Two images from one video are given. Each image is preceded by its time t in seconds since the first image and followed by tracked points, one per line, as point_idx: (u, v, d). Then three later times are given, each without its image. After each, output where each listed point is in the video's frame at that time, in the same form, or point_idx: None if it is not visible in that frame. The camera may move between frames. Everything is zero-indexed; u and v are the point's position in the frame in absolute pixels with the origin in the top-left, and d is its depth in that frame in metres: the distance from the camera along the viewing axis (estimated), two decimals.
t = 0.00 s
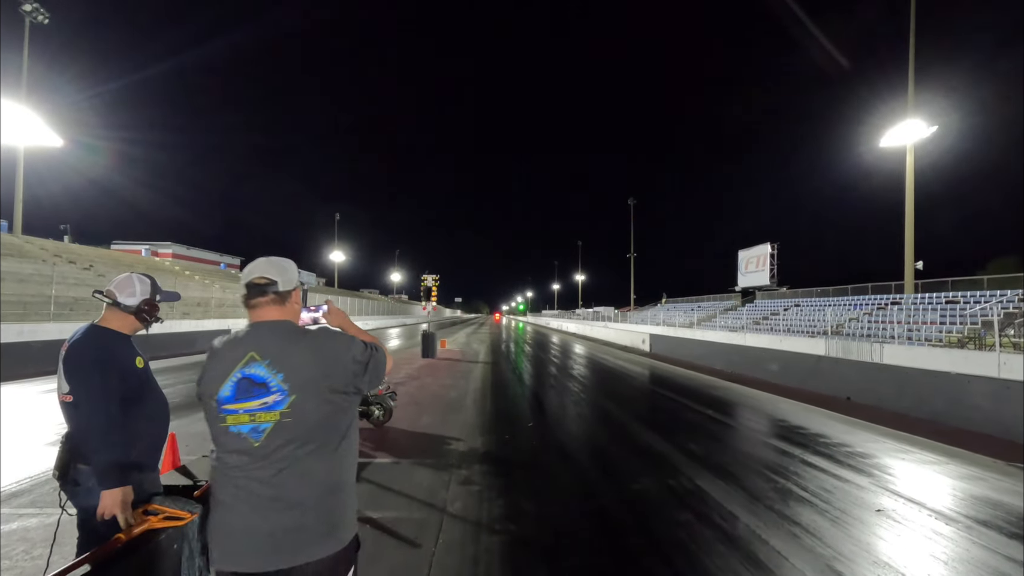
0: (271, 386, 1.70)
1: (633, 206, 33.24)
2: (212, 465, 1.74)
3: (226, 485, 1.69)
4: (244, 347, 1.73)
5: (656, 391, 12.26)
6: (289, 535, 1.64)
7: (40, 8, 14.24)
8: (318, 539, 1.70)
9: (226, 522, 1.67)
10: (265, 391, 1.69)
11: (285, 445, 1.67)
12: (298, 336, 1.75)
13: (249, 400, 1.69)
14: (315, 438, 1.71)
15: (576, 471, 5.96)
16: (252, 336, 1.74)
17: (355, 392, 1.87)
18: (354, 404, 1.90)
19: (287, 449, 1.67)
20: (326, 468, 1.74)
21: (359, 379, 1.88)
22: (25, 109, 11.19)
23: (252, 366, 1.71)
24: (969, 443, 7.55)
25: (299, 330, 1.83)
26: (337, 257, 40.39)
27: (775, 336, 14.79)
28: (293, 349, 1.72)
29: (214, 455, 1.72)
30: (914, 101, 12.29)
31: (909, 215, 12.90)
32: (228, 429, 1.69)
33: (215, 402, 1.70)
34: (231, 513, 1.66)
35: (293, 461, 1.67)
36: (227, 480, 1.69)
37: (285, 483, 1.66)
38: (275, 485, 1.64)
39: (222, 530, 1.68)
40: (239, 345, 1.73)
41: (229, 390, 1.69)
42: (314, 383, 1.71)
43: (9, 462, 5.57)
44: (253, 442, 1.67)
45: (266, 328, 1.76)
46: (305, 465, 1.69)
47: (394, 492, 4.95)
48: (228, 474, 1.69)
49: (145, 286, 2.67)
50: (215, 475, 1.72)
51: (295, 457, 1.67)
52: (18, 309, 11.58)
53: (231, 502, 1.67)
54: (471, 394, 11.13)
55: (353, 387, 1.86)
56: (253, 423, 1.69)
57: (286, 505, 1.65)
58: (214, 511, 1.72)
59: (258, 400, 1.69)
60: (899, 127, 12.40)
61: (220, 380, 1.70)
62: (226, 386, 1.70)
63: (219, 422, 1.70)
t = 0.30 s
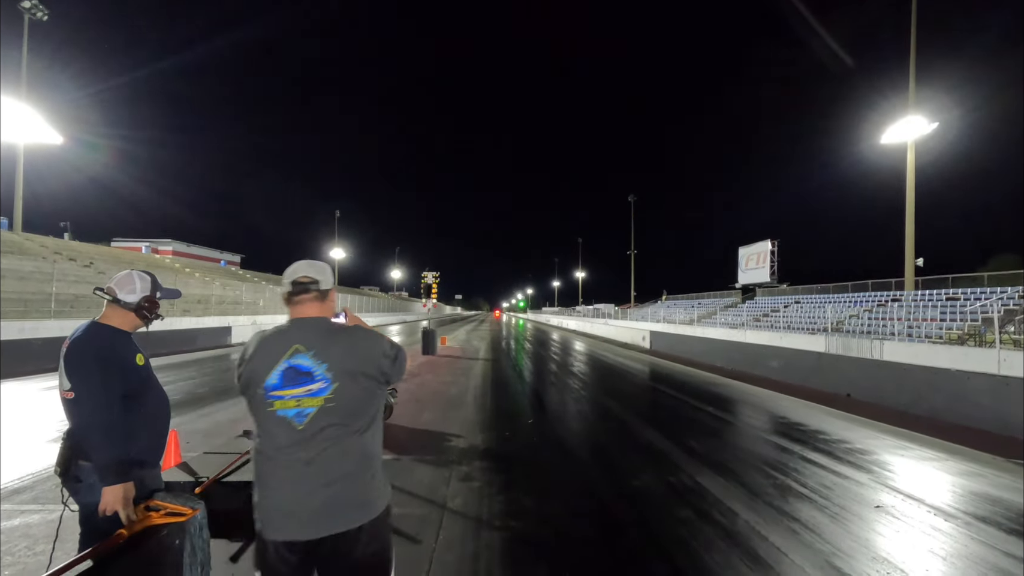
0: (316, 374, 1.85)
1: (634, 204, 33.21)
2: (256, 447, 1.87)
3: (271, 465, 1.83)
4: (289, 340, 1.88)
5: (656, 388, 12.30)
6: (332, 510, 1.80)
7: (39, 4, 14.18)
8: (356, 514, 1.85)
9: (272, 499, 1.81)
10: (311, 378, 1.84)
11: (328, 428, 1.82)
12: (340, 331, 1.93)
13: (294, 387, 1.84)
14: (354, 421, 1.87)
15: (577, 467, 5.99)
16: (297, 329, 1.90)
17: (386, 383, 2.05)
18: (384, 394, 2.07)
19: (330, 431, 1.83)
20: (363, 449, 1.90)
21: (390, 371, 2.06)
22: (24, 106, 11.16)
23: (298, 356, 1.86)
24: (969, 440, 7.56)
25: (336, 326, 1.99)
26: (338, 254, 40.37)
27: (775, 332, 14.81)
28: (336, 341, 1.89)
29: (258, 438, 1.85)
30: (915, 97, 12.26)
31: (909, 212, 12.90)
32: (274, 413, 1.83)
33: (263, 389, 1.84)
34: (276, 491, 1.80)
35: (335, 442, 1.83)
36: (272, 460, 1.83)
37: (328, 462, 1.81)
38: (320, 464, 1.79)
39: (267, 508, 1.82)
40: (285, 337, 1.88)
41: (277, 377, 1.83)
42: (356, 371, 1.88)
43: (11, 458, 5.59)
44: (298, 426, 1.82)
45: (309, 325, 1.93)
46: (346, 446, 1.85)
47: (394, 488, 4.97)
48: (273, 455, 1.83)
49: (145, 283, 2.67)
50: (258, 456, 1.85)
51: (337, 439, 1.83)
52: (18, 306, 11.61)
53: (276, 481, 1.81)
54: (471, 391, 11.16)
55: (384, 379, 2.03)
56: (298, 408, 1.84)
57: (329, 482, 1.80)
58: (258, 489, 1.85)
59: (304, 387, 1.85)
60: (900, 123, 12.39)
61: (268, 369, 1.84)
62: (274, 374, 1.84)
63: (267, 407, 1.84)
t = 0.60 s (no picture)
0: (332, 361, 2.13)
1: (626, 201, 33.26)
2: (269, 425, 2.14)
3: (285, 441, 2.09)
4: (307, 330, 2.15)
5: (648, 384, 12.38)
6: (341, 479, 2.11)
7: None
8: (360, 484, 2.18)
9: (282, 470, 2.09)
10: (328, 363, 2.13)
11: (341, 409, 2.13)
12: (352, 325, 2.23)
13: (313, 370, 2.11)
14: (363, 403, 2.18)
15: (569, 463, 6.02)
16: (313, 322, 2.18)
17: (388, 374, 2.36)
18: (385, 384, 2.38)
19: (343, 411, 2.14)
20: (369, 429, 2.22)
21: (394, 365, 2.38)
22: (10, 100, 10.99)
23: (317, 344, 2.14)
24: (955, 434, 7.67)
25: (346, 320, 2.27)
26: (330, 251, 40.15)
27: (766, 328, 14.93)
28: (350, 333, 2.20)
29: (274, 415, 2.12)
30: (904, 95, 12.36)
31: (898, 208, 13.01)
32: (290, 396, 2.10)
33: (283, 373, 2.10)
34: (288, 464, 2.08)
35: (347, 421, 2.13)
36: (285, 438, 2.09)
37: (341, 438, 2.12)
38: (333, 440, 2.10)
39: (281, 479, 2.09)
40: (303, 328, 2.15)
41: (297, 362, 2.10)
42: (366, 360, 2.19)
43: None
44: (314, 406, 2.11)
45: (325, 318, 2.21)
46: (355, 425, 2.16)
47: (385, 484, 4.99)
48: (285, 432, 2.09)
49: (122, 276, 2.62)
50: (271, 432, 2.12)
51: (349, 418, 2.14)
52: (5, 303, 11.46)
53: (291, 456, 2.08)
54: (464, 387, 11.18)
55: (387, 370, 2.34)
56: (315, 390, 2.12)
57: (337, 457, 2.11)
58: (271, 462, 2.11)
59: (321, 371, 2.12)
60: (889, 121, 12.49)
61: (288, 355, 2.10)
62: (294, 359, 2.10)
63: (285, 389, 2.10)
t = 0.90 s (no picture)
0: (291, 352, 2.17)
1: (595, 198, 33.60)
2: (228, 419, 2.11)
3: (246, 434, 2.08)
4: (263, 323, 2.16)
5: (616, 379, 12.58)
6: (303, 463, 2.16)
7: None
8: (317, 467, 2.23)
9: (244, 463, 2.07)
10: (288, 353, 2.16)
11: (302, 396, 2.18)
12: (305, 317, 2.27)
13: (273, 362, 2.13)
14: (319, 391, 2.25)
15: (536, 457, 6.08)
16: (267, 315, 2.18)
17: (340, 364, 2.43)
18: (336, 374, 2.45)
19: (303, 398, 2.18)
20: (324, 417, 2.28)
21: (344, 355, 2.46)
22: None
23: (276, 336, 2.15)
24: (904, 423, 8.03)
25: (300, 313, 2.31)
26: (296, 246, 39.31)
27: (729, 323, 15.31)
28: (304, 326, 2.25)
29: (232, 409, 2.09)
30: (861, 98, 12.81)
31: (855, 207, 13.51)
32: (253, 387, 2.09)
33: (243, 366, 2.08)
34: (252, 455, 2.07)
35: (307, 408, 2.18)
36: (246, 430, 2.08)
37: (302, 425, 2.16)
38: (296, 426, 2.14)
39: (240, 471, 2.07)
40: (259, 320, 2.15)
41: (257, 355, 2.10)
42: (321, 350, 2.26)
43: None
44: (276, 396, 2.12)
45: (282, 310, 2.24)
46: (313, 413, 2.22)
47: (351, 480, 4.94)
48: (245, 425, 2.08)
49: (63, 269, 2.49)
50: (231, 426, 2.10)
51: (309, 405, 2.19)
52: None
53: (252, 446, 2.07)
54: (433, 383, 11.13)
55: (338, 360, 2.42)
56: (276, 380, 2.14)
57: (298, 444, 2.15)
58: (228, 455, 2.09)
59: (280, 362, 2.14)
60: (847, 123, 12.93)
61: (247, 348, 2.10)
62: (254, 352, 2.10)
63: (245, 382, 2.08)
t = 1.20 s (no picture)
0: (207, 342, 2.20)
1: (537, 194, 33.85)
2: (140, 409, 2.12)
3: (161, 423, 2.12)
4: (176, 314, 2.16)
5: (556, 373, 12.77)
6: (217, 448, 2.23)
7: None
8: (230, 452, 2.31)
9: (157, 450, 2.12)
10: (203, 343, 2.18)
11: (218, 385, 2.22)
12: (217, 306, 2.30)
13: (188, 351, 2.15)
14: (234, 379, 2.30)
15: (475, 451, 6.08)
16: (180, 306, 2.18)
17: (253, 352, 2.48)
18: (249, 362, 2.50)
19: (219, 387, 2.23)
20: (238, 403, 2.34)
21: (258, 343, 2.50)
22: None
23: (190, 326, 2.16)
24: (819, 410, 8.63)
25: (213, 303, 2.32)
26: (225, 238, 37.25)
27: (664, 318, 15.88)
28: (220, 315, 2.28)
29: (144, 399, 2.10)
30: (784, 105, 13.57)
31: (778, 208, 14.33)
32: (167, 376, 2.12)
33: (156, 355, 2.09)
34: (166, 443, 2.12)
35: (222, 396, 2.23)
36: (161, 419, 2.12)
37: (218, 412, 2.22)
38: (211, 414, 2.20)
39: (152, 458, 2.12)
40: (171, 311, 2.15)
41: (171, 344, 2.11)
42: (236, 338, 2.30)
43: None
44: (192, 384, 2.15)
45: (195, 301, 2.24)
46: (228, 400, 2.28)
47: (283, 481, 4.76)
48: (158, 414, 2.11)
49: None
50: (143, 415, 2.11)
51: (224, 393, 2.25)
52: None
53: (165, 433, 2.12)
54: (371, 380, 10.88)
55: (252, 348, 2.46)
56: (191, 369, 2.16)
57: (213, 430, 2.21)
58: (140, 443, 2.12)
59: (196, 351, 2.16)
60: (771, 128, 13.67)
61: (160, 338, 2.10)
62: (167, 342, 2.11)
63: (158, 371, 2.09)
